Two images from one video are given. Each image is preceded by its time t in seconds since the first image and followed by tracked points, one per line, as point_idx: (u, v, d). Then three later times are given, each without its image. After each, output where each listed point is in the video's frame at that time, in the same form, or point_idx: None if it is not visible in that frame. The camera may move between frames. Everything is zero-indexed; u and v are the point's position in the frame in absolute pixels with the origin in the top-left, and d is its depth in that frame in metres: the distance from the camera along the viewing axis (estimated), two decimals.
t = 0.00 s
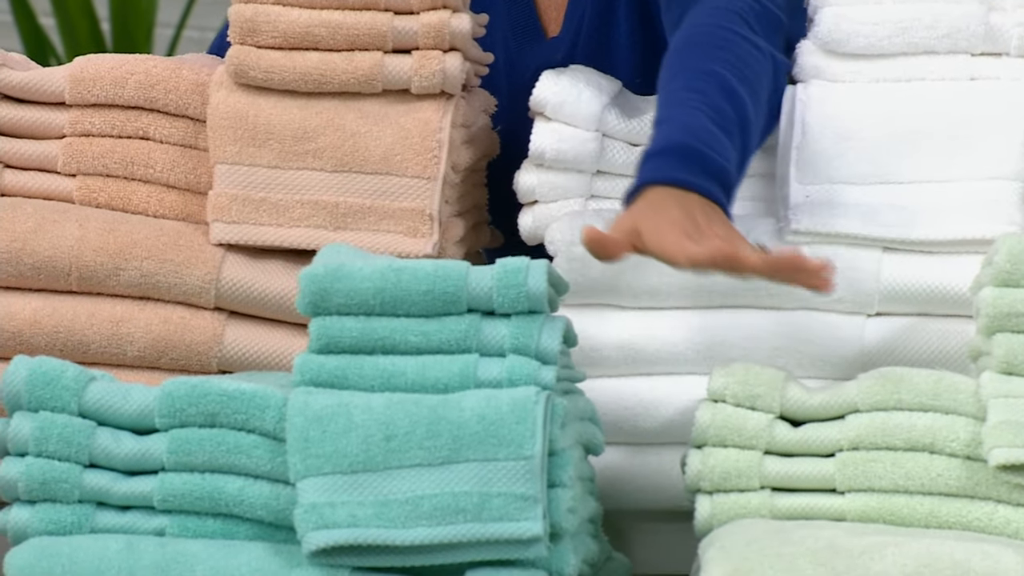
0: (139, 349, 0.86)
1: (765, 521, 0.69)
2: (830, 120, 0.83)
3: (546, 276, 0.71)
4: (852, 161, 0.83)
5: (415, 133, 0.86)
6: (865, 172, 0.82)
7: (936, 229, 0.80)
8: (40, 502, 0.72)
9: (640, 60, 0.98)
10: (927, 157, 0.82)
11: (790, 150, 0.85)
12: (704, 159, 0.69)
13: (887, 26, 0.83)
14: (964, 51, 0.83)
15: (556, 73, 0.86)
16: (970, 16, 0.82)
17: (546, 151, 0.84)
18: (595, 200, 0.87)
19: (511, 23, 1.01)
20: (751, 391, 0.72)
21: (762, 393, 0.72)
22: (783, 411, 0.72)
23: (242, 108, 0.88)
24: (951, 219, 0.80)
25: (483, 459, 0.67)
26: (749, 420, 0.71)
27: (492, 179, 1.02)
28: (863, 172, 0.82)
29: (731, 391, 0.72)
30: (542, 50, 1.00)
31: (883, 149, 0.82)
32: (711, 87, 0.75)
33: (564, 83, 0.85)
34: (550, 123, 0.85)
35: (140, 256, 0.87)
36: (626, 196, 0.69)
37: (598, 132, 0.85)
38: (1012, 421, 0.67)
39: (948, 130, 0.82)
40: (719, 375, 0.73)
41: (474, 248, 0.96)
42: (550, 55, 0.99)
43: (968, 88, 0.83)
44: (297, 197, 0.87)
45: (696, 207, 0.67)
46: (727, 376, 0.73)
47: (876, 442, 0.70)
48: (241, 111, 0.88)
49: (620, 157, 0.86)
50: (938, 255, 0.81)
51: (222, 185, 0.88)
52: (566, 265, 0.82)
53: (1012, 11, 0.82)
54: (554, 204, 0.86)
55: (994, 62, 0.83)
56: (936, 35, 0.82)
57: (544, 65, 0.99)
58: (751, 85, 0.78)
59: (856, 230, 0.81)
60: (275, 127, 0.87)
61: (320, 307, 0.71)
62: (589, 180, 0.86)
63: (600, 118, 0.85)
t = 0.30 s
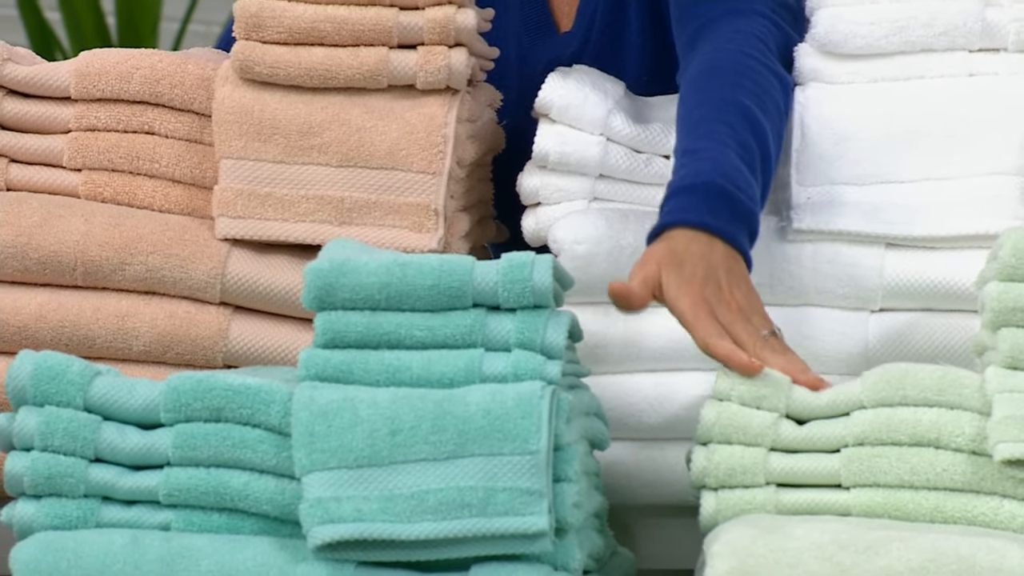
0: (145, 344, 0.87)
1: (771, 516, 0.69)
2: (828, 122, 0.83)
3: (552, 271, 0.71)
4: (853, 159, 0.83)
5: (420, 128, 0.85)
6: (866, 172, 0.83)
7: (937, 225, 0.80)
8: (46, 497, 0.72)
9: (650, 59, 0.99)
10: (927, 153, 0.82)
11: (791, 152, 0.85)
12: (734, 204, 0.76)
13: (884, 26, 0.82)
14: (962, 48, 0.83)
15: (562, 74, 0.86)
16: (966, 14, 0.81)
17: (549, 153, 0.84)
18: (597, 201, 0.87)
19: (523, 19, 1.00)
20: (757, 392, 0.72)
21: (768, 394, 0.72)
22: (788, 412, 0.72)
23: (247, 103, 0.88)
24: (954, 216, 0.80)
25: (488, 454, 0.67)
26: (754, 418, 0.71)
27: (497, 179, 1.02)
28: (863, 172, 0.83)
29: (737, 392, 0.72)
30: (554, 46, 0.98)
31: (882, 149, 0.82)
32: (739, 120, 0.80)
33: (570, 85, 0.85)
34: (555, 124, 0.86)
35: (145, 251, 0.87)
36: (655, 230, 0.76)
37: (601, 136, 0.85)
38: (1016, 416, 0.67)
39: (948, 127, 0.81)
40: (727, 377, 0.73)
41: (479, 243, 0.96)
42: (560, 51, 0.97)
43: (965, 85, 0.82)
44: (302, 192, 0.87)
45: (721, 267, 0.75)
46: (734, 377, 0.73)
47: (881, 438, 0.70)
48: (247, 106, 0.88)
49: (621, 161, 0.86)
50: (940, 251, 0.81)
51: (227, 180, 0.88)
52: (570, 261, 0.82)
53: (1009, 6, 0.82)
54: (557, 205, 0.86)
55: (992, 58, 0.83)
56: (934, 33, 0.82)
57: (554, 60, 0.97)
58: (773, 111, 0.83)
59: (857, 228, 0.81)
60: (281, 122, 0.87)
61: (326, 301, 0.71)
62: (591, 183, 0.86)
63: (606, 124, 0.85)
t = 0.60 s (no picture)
0: (150, 335, 0.86)
1: (776, 508, 0.69)
2: (832, 116, 0.83)
3: (557, 262, 0.70)
4: (859, 152, 0.82)
5: (426, 119, 0.85)
6: (871, 164, 0.82)
7: (940, 219, 0.79)
8: (51, 488, 0.72)
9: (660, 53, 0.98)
10: (931, 145, 0.81)
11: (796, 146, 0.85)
12: (741, 206, 0.76)
13: (890, 18, 0.82)
14: (968, 40, 0.82)
15: (569, 67, 0.86)
16: (971, 7, 0.81)
17: (555, 146, 0.84)
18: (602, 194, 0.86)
19: (533, 7, 0.99)
20: (762, 392, 0.72)
21: (773, 394, 0.72)
22: (794, 411, 0.72)
23: (253, 93, 0.88)
24: (958, 208, 0.80)
25: (494, 445, 0.67)
26: (760, 416, 0.71)
27: (502, 170, 1.01)
28: (868, 166, 0.82)
29: (743, 391, 0.72)
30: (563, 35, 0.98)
31: (886, 141, 0.82)
32: (746, 119, 0.80)
33: (577, 77, 0.85)
34: (561, 117, 0.86)
35: (150, 242, 0.87)
36: (661, 233, 0.76)
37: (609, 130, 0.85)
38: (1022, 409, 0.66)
39: (953, 119, 0.81)
40: (733, 376, 0.73)
41: (485, 234, 0.96)
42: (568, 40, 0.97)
43: (970, 77, 0.82)
44: (307, 182, 0.87)
45: (727, 270, 0.75)
46: (740, 376, 0.72)
47: (886, 431, 0.69)
48: (252, 97, 0.87)
49: (627, 154, 0.85)
50: (944, 243, 0.80)
51: (232, 171, 0.88)
52: (575, 253, 0.82)
53: None
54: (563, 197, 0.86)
55: (998, 50, 0.82)
56: (940, 26, 0.82)
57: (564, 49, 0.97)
58: (781, 108, 0.83)
59: (862, 220, 0.80)
60: (286, 113, 0.87)
61: (331, 293, 0.71)
62: (596, 176, 0.85)
63: (612, 116, 0.85)
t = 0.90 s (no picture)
0: (155, 323, 0.86)
1: (782, 497, 0.69)
2: (839, 103, 0.83)
3: (563, 250, 0.70)
4: (865, 140, 0.82)
5: (431, 107, 0.85)
6: (878, 152, 0.82)
7: (946, 206, 0.79)
8: (56, 477, 0.72)
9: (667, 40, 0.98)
10: (938, 131, 0.81)
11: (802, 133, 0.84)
12: (746, 193, 0.75)
13: (897, 5, 0.82)
14: (975, 28, 0.82)
15: (574, 55, 0.86)
16: None
17: (560, 134, 0.84)
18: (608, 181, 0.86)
19: None
20: (767, 379, 0.71)
21: (778, 380, 0.71)
22: (799, 398, 0.72)
23: (258, 81, 0.87)
24: (964, 195, 0.79)
25: (499, 434, 0.67)
26: (764, 405, 0.71)
27: (508, 158, 1.01)
28: (875, 153, 0.82)
29: (748, 379, 0.72)
30: (572, 23, 0.97)
31: (893, 129, 0.81)
32: (752, 106, 0.80)
33: (583, 65, 0.85)
34: (566, 105, 0.85)
35: (156, 230, 0.87)
36: (666, 221, 0.76)
37: (614, 118, 0.85)
38: None
39: (960, 107, 0.81)
40: (736, 364, 0.72)
41: (490, 222, 0.95)
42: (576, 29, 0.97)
43: (977, 64, 0.81)
44: (313, 170, 0.86)
45: (731, 257, 0.74)
46: (745, 364, 0.72)
47: (892, 420, 0.69)
48: (257, 85, 0.87)
49: (633, 141, 0.85)
50: (951, 231, 0.80)
51: (237, 158, 0.88)
52: (581, 241, 0.82)
53: None
54: (568, 185, 0.85)
55: (1006, 38, 0.82)
56: (946, 14, 0.81)
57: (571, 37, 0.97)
58: (787, 96, 0.82)
59: (868, 209, 0.80)
60: (291, 101, 0.87)
61: (336, 281, 0.71)
62: (602, 163, 0.85)
63: (618, 104, 0.85)
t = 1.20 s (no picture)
0: (162, 312, 0.86)
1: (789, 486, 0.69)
2: (846, 90, 0.82)
3: (568, 239, 0.70)
4: (872, 129, 0.81)
5: (437, 96, 0.85)
6: (886, 140, 0.81)
7: (952, 194, 0.79)
8: (63, 466, 0.72)
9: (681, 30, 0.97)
10: (945, 119, 0.81)
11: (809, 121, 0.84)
12: (752, 172, 0.76)
13: None
14: (982, 16, 0.82)
15: (581, 43, 0.85)
16: None
17: (566, 122, 0.84)
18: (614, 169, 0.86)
19: None
20: (773, 366, 0.71)
21: (783, 367, 0.71)
22: (805, 385, 0.72)
23: (264, 70, 0.87)
24: (971, 184, 0.79)
25: (505, 423, 0.67)
26: (770, 392, 0.71)
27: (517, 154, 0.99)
28: (883, 141, 0.81)
29: (754, 365, 0.71)
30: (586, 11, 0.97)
31: (899, 117, 0.81)
32: (758, 89, 0.80)
33: (589, 52, 0.84)
34: (572, 92, 0.85)
35: (162, 219, 0.87)
36: (672, 202, 0.76)
37: (620, 105, 0.85)
38: None
39: (966, 95, 0.80)
40: (742, 351, 0.72)
41: (496, 211, 0.95)
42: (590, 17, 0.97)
43: (983, 52, 0.81)
44: (318, 159, 0.86)
45: (736, 238, 0.74)
46: (751, 351, 0.72)
47: (898, 409, 0.69)
48: (263, 73, 0.87)
49: (639, 129, 0.84)
50: (957, 219, 0.80)
51: (243, 147, 0.87)
52: (587, 230, 0.81)
53: None
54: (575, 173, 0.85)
55: (1013, 26, 0.81)
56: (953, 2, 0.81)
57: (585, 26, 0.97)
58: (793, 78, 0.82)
59: (876, 197, 0.80)
60: (297, 89, 0.86)
61: (342, 270, 0.71)
62: (609, 152, 0.85)
63: (624, 92, 0.84)
